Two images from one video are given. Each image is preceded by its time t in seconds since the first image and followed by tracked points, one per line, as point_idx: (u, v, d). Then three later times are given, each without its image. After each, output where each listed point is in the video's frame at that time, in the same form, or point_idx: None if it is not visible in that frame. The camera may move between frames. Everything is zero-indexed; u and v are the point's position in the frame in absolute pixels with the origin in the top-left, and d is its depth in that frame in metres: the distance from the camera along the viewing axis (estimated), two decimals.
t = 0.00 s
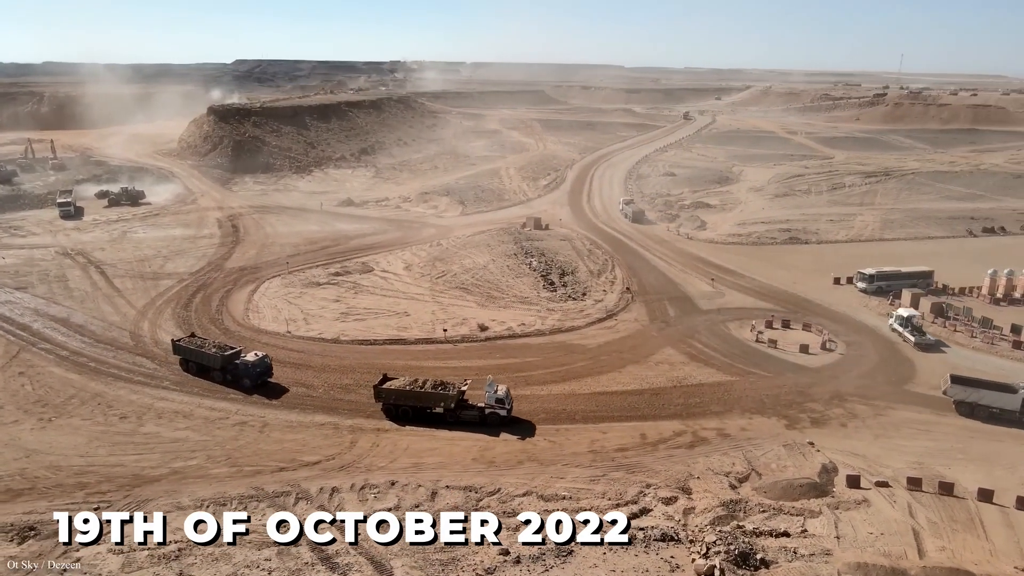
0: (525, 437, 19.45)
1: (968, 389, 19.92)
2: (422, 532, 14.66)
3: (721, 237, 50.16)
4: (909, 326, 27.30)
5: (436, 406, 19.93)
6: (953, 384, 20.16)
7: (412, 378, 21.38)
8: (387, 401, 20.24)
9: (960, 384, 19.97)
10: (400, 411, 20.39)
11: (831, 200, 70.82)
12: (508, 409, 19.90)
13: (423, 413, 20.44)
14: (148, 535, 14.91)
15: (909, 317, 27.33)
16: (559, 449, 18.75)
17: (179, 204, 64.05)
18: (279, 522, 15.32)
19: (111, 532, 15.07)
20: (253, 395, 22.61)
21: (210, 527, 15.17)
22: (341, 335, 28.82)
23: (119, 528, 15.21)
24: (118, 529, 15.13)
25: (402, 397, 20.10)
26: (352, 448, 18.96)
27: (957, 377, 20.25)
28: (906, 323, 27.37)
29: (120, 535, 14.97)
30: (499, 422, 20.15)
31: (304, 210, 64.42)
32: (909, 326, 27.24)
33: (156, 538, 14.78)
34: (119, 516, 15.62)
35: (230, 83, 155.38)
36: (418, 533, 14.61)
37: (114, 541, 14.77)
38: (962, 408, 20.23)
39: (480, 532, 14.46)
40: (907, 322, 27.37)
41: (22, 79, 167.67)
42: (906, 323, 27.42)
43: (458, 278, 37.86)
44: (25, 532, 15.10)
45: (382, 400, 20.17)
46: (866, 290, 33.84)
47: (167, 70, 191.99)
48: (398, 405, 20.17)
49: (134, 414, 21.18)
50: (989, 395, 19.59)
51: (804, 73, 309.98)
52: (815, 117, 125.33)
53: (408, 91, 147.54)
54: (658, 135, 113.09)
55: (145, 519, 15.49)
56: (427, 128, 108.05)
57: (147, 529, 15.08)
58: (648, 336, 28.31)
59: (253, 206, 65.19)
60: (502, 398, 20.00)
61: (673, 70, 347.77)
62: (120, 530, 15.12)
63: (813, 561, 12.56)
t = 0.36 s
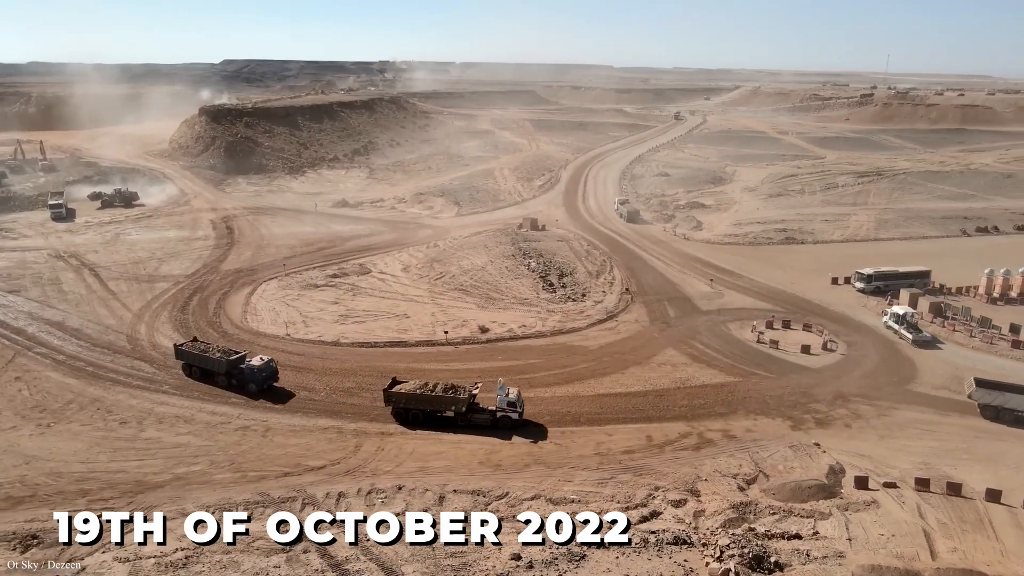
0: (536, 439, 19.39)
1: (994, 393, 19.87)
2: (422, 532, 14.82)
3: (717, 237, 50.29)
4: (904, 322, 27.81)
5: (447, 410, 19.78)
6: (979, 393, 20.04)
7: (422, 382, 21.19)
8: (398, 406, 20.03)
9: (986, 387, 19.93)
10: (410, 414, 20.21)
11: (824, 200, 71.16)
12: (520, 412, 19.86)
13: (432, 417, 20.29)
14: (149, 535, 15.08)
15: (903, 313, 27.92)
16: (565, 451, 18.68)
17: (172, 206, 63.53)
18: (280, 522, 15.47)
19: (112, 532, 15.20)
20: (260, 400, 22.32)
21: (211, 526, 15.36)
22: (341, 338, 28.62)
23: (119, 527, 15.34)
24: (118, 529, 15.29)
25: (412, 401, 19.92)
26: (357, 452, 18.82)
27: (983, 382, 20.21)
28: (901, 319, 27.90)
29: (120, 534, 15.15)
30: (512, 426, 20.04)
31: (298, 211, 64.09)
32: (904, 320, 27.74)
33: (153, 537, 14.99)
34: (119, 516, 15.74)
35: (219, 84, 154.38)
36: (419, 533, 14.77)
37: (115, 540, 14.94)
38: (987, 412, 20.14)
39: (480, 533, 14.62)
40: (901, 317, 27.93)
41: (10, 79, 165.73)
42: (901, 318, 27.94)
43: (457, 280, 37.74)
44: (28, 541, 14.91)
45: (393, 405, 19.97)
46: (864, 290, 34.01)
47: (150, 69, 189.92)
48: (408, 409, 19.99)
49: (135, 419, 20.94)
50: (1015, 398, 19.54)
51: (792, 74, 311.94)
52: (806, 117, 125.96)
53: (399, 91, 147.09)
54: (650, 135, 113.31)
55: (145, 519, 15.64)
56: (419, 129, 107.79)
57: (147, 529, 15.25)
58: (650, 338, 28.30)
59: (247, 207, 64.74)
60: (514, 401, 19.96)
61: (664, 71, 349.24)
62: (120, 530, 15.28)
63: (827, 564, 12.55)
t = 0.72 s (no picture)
0: (548, 442, 19.30)
1: (1019, 394, 20.05)
2: (421, 531, 14.95)
3: (713, 237, 50.39)
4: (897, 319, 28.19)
5: (458, 413, 19.66)
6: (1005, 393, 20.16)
7: (430, 385, 21.05)
8: (407, 410, 19.88)
9: (1011, 389, 20.12)
10: (420, 418, 20.07)
11: (817, 200, 71.53)
12: (531, 415, 19.79)
13: (442, 419, 20.19)
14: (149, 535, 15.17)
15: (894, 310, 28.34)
16: (571, 454, 18.61)
17: (165, 207, 62.99)
18: (279, 521, 15.55)
19: (112, 532, 15.27)
20: (266, 405, 22.09)
21: (211, 525, 15.44)
22: (341, 340, 28.44)
23: (119, 527, 15.40)
24: (118, 528, 15.36)
25: (422, 404, 19.78)
26: (361, 456, 18.66)
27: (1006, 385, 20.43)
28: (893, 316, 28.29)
29: (120, 534, 15.22)
30: (523, 429, 19.95)
31: (291, 213, 63.72)
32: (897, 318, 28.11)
33: (153, 536, 15.09)
34: (119, 516, 15.79)
35: (208, 84, 153.22)
36: (418, 532, 14.90)
37: (115, 540, 15.04)
38: (1013, 415, 20.15)
39: (480, 532, 14.81)
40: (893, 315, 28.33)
41: None
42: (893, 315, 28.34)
43: (455, 281, 37.58)
44: (30, 550, 14.69)
45: (402, 409, 19.82)
46: (861, 290, 34.19)
47: (136, 69, 188.10)
48: (418, 412, 19.85)
49: (134, 424, 20.69)
50: None
51: (780, 73, 313.62)
52: (797, 116, 126.57)
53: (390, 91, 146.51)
54: (641, 135, 113.48)
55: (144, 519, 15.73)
56: (411, 129, 107.48)
57: (147, 529, 15.32)
58: (651, 339, 28.29)
59: (240, 208, 64.26)
60: (525, 403, 19.89)
61: (654, 70, 350.36)
62: (120, 530, 15.35)
63: (839, 566, 12.57)
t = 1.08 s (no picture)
0: (562, 445, 19.21)
1: None
2: (422, 532, 15.08)
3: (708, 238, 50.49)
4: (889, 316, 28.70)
5: (469, 417, 19.52)
6: None
7: (441, 389, 20.92)
8: (418, 415, 19.74)
9: None
10: (431, 422, 19.93)
11: (808, 200, 71.91)
12: (543, 418, 19.71)
13: (453, 424, 20.05)
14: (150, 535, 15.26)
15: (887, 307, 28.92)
16: (577, 457, 18.54)
17: (156, 209, 62.36)
18: (280, 522, 15.64)
19: (113, 532, 15.35)
20: (272, 410, 21.82)
21: (211, 526, 15.51)
22: (340, 343, 28.23)
23: (120, 528, 15.47)
24: (119, 529, 15.44)
25: (433, 409, 19.64)
26: (365, 461, 18.50)
27: None
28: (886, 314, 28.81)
29: (120, 534, 15.30)
30: (536, 432, 19.85)
31: (284, 214, 63.25)
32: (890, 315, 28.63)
33: (153, 536, 15.18)
34: (119, 516, 15.86)
35: (195, 85, 151.91)
36: (418, 533, 15.04)
37: (115, 540, 15.11)
38: None
39: (480, 532, 14.95)
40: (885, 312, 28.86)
41: None
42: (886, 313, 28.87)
43: (452, 283, 37.39)
44: (33, 560, 14.47)
45: (412, 413, 19.69)
46: (858, 290, 34.35)
47: (120, 69, 186.04)
48: (429, 417, 19.70)
49: (133, 430, 20.40)
50: None
51: (765, 73, 315.49)
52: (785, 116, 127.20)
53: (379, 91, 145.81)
54: (632, 135, 113.65)
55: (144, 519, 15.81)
56: (402, 130, 107.03)
57: (147, 529, 15.40)
58: (652, 339, 28.27)
59: (232, 210, 63.71)
60: (537, 407, 19.80)
61: (643, 70, 351.22)
62: (121, 530, 15.43)
63: (851, 568, 12.59)
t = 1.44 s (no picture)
0: (576, 448, 19.13)
1: None
2: (422, 532, 15.25)
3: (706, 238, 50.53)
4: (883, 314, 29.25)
5: (482, 420, 19.40)
6: None
7: (452, 392, 20.77)
8: (430, 418, 19.59)
9: None
10: (442, 426, 19.78)
11: (804, 200, 72.14)
12: (556, 421, 19.61)
13: (465, 426, 19.92)
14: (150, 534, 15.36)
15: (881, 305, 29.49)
16: (585, 460, 18.47)
17: (152, 211, 61.97)
18: (279, 522, 15.70)
19: (113, 532, 15.44)
20: (282, 415, 21.60)
21: (212, 527, 15.57)
22: (342, 345, 28.07)
23: (120, 528, 15.56)
24: (118, 528, 15.53)
25: (445, 412, 19.50)
26: (371, 465, 18.38)
27: None
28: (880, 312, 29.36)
29: (120, 533, 15.39)
30: (549, 435, 19.75)
31: (280, 215, 62.96)
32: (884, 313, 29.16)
33: (152, 536, 15.28)
34: (119, 516, 15.95)
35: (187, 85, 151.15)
36: (418, 533, 15.19)
37: (115, 540, 15.19)
38: None
39: (480, 532, 15.08)
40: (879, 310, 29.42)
41: None
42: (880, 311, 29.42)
43: (453, 284, 37.28)
44: (37, 567, 14.31)
45: (424, 416, 19.55)
46: (858, 290, 34.43)
47: (109, 70, 184.75)
48: (441, 420, 19.56)
49: (135, 435, 20.20)
50: None
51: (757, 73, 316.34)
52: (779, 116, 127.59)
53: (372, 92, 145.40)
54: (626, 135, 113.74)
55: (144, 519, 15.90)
56: (396, 130, 106.76)
57: (147, 529, 15.49)
58: (654, 341, 28.22)
59: (228, 211, 63.40)
60: (550, 409, 19.79)
61: (635, 70, 351.87)
62: (120, 530, 15.52)
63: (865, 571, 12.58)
